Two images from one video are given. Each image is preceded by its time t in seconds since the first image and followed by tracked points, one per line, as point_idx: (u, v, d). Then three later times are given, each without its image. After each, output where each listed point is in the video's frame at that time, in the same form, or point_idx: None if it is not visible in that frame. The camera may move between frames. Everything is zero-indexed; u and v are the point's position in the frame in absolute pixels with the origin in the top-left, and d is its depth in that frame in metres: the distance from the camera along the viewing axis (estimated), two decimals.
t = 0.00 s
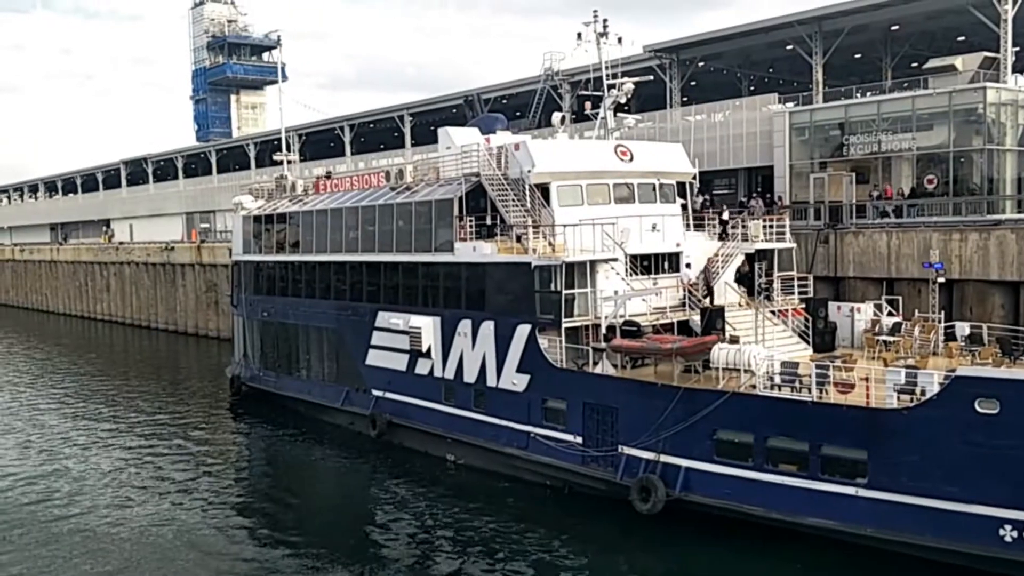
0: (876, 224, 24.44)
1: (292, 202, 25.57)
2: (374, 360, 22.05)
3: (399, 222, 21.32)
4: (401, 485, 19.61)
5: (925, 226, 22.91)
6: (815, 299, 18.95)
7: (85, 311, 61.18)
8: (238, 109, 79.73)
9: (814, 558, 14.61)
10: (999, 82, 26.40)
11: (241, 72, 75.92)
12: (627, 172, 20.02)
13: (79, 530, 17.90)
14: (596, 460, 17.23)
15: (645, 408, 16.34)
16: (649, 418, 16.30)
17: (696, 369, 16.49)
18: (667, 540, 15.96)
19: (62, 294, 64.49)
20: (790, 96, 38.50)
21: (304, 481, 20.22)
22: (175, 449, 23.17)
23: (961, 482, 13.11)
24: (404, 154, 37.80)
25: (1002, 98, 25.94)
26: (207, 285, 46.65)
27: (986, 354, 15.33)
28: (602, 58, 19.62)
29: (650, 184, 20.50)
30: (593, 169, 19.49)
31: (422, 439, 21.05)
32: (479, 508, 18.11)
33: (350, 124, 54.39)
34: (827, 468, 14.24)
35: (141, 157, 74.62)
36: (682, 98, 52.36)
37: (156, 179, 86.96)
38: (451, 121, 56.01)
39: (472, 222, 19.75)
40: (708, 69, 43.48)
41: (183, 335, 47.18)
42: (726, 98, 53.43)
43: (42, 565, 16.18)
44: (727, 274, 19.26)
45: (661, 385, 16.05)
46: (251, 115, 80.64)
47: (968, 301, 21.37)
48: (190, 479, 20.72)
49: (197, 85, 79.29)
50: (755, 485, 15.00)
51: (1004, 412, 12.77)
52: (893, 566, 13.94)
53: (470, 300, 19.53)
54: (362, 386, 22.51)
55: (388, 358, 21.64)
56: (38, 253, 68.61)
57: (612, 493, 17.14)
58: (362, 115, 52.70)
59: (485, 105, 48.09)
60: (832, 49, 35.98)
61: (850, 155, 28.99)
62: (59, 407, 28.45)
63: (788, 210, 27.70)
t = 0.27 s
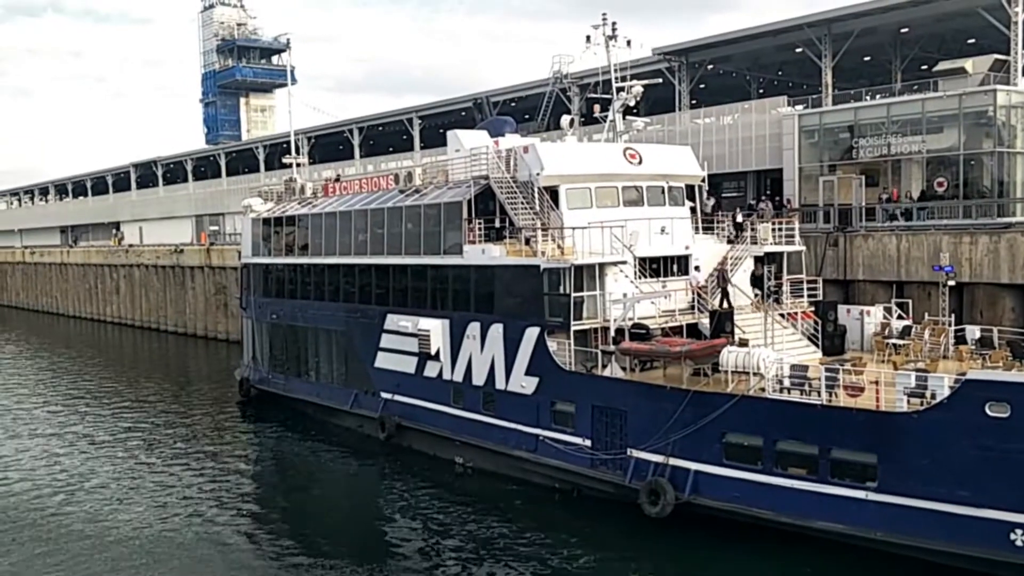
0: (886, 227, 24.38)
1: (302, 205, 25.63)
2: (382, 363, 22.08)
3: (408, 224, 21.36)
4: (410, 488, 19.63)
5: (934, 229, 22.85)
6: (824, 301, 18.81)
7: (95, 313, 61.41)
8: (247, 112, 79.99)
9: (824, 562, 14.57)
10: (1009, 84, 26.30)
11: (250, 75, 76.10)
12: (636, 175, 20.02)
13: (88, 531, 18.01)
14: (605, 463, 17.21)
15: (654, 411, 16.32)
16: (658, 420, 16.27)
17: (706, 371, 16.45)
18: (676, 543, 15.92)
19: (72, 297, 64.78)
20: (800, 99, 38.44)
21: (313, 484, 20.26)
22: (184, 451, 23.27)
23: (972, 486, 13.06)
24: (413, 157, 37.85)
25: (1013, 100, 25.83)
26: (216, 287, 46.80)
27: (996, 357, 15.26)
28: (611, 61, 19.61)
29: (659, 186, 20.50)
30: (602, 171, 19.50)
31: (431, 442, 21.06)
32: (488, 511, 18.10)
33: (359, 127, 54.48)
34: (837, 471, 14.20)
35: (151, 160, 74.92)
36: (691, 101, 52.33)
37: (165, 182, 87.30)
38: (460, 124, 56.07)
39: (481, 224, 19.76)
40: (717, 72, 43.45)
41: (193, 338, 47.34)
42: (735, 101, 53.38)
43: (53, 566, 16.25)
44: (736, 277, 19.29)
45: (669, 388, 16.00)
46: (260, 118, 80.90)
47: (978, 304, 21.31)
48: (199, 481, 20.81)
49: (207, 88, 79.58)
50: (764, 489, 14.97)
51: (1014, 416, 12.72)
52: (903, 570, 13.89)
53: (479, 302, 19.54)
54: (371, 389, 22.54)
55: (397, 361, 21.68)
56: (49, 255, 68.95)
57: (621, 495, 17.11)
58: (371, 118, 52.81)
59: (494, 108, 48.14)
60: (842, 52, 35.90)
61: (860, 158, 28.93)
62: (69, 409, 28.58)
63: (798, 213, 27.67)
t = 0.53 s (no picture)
0: (891, 230, 24.33)
1: (306, 207, 25.65)
2: (386, 365, 22.08)
3: (412, 226, 21.38)
4: (414, 490, 19.61)
5: (939, 231, 22.79)
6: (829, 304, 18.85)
7: (99, 315, 61.47)
8: (251, 114, 80.09)
9: (829, 564, 14.55)
10: (1014, 86, 26.24)
11: (255, 77, 75.95)
12: (641, 177, 20.01)
13: (92, 531, 18.05)
14: (609, 465, 17.19)
15: (658, 413, 16.30)
16: (662, 423, 16.25)
17: (710, 373, 16.48)
18: (680, 545, 15.90)
19: (76, 298, 64.87)
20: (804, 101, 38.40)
21: (316, 486, 20.26)
22: (188, 452, 23.32)
23: (977, 489, 13.03)
24: (417, 159, 37.83)
25: (1017, 102, 25.79)
26: (220, 289, 46.84)
27: (1001, 360, 15.23)
28: (615, 63, 19.60)
29: (663, 189, 20.49)
30: (606, 174, 19.51)
31: (435, 444, 21.06)
32: (492, 512, 18.09)
33: (362, 129, 54.49)
34: (842, 474, 14.17)
35: (155, 162, 75.05)
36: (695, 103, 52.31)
37: (170, 184, 87.42)
38: (463, 126, 56.10)
39: (485, 226, 19.75)
40: (722, 74, 43.42)
41: (197, 339, 47.38)
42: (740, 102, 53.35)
43: (57, 567, 16.28)
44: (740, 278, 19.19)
45: (673, 390, 15.98)
46: (264, 120, 80.98)
47: (983, 307, 21.30)
48: (203, 482, 20.85)
49: (211, 90, 79.70)
50: (769, 491, 14.94)
51: (1020, 418, 12.69)
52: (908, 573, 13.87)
53: (483, 304, 19.54)
54: (376, 390, 22.54)
55: (400, 363, 21.69)
56: (54, 257, 69.05)
57: (626, 498, 17.09)
58: (375, 120, 52.84)
59: (498, 110, 48.14)
60: (846, 54, 35.86)
61: (864, 160, 28.89)
62: (73, 410, 28.62)
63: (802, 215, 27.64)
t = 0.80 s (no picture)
0: (889, 231, 24.36)
1: (304, 208, 25.65)
2: (385, 366, 22.07)
3: (410, 227, 21.38)
4: (412, 491, 19.60)
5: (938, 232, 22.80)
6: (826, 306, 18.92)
7: (97, 316, 61.41)
8: (250, 116, 80.08)
9: (827, 566, 14.54)
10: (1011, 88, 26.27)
11: (253, 79, 76.09)
12: (639, 178, 20.02)
13: (90, 532, 18.05)
14: (607, 467, 17.19)
15: (656, 415, 16.30)
16: (660, 424, 16.25)
17: (708, 375, 16.45)
18: (679, 546, 15.90)
19: (75, 299, 64.81)
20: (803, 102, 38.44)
21: (314, 487, 20.25)
22: (186, 453, 23.31)
23: (975, 491, 13.03)
24: (416, 161, 37.82)
25: (1016, 104, 25.82)
26: (218, 290, 46.81)
27: (999, 361, 15.22)
28: (614, 64, 19.62)
29: (661, 190, 20.49)
30: (604, 175, 19.51)
31: (433, 445, 21.05)
32: (490, 514, 18.09)
33: (361, 130, 54.50)
34: (840, 475, 14.17)
35: (154, 163, 75.02)
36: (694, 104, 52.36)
37: (168, 185, 87.36)
38: (462, 128, 56.13)
39: (484, 228, 19.74)
40: (720, 76, 43.46)
41: (195, 340, 47.35)
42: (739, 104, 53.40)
43: (55, 568, 16.28)
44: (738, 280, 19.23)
45: (672, 391, 15.98)
46: (263, 121, 80.97)
47: (981, 308, 21.30)
48: (200, 483, 20.85)
49: (210, 91, 79.69)
50: (767, 493, 14.93)
51: (1018, 420, 12.69)
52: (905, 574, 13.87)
53: (481, 306, 19.54)
54: (374, 392, 22.52)
55: (399, 364, 21.68)
56: (52, 258, 69.01)
57: (624, 499, 17.08)
58: (374, 121, 52.83)
59: (497, 112, 48.16)
60: (844, 55, 35.89)
61: (863, 162, 28.91)
62: (71, 411, 28.59)
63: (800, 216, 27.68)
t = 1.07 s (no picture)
0: (880, 233, 24.47)
1: (297, 209, 25.62)
2: (378, 367, 22.05)
3: (403, 228, 21.37)
4: (405, 493, 19.58)
5: (929, 234, 22.90)
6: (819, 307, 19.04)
7: (89, 317, 61.23)
8: (242, 116, 79.95)
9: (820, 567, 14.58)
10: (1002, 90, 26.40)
11: (246, 79, 76.03)
12: (632, 179, 20.07)
13: (81, 533, 18.03)
14: (600, 468, 17.20)
15: (649, 416, 16.32)
16: (653, 425, 16.27)
17: (700, 376, 16.46)
18: (672, 547, 15.91)
19: (66, 300, 64.60)
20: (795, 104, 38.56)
21: (307, 488, 20.21)
22: (179, 454, 23.28)
23: (967, 492, 13.08)
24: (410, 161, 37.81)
25: (1006, 106, 25.96)
26: (211, 291, 46.73)
27: (990, 363, 15.28)
28: (607, 65, 19.65)
29: (654, 192, 20.53)
30: (597, 176, 19.54)
31: (426, 446, 21.03)
32: (484, 515, 18.08)
33: (354, 131, 54.46)
34: (832, 476, 14.21)
35: (146, 163, 74.82)
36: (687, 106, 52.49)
37: (160, 186, 87.14)
38: (455, 128, 56.14)
39: (477, 229, 19.74)
40: (713, 77, 43.57)
41: (188, 341, 47.24)
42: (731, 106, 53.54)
43: (46, 569, 16.24)
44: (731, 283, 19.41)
45: (665, 392, 16.02)
46: (256, 122, 80.83)
47: (972, 310, 21.38)
48: (192, 484, 20.83)
49: (202, 92, 79.54)
50: (760, 493, 14.97)
51: (1010, 421, 12.74)
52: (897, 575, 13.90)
53: (475, 307, 19.54)
54: (367, 393, 22.50)
55: (392, 365, 21.66)
56: (43, 259, 68.79)
57: (617, 500, 17.09)
58: (367, 122, 52.78)
59: (490, 113, 48.18)
60: (837, 57, 36.01)
61: (855, 163, 29.00)
62: (63, 413, 28.50)
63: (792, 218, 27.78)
